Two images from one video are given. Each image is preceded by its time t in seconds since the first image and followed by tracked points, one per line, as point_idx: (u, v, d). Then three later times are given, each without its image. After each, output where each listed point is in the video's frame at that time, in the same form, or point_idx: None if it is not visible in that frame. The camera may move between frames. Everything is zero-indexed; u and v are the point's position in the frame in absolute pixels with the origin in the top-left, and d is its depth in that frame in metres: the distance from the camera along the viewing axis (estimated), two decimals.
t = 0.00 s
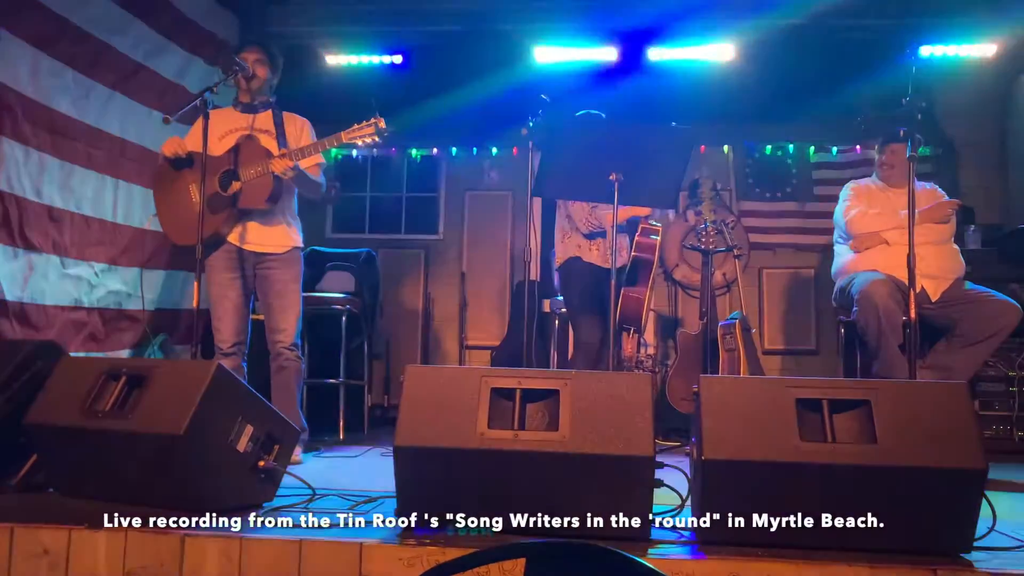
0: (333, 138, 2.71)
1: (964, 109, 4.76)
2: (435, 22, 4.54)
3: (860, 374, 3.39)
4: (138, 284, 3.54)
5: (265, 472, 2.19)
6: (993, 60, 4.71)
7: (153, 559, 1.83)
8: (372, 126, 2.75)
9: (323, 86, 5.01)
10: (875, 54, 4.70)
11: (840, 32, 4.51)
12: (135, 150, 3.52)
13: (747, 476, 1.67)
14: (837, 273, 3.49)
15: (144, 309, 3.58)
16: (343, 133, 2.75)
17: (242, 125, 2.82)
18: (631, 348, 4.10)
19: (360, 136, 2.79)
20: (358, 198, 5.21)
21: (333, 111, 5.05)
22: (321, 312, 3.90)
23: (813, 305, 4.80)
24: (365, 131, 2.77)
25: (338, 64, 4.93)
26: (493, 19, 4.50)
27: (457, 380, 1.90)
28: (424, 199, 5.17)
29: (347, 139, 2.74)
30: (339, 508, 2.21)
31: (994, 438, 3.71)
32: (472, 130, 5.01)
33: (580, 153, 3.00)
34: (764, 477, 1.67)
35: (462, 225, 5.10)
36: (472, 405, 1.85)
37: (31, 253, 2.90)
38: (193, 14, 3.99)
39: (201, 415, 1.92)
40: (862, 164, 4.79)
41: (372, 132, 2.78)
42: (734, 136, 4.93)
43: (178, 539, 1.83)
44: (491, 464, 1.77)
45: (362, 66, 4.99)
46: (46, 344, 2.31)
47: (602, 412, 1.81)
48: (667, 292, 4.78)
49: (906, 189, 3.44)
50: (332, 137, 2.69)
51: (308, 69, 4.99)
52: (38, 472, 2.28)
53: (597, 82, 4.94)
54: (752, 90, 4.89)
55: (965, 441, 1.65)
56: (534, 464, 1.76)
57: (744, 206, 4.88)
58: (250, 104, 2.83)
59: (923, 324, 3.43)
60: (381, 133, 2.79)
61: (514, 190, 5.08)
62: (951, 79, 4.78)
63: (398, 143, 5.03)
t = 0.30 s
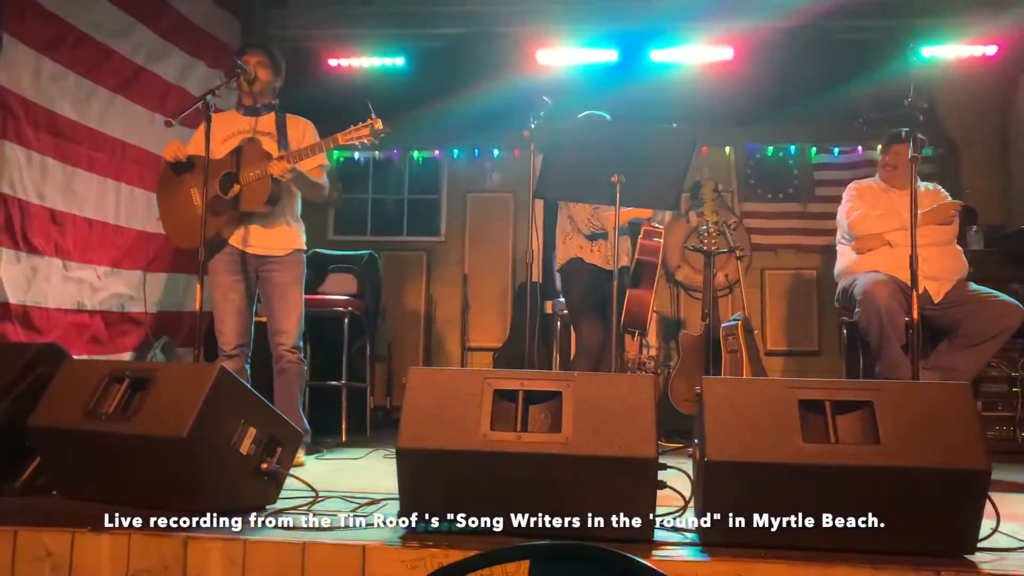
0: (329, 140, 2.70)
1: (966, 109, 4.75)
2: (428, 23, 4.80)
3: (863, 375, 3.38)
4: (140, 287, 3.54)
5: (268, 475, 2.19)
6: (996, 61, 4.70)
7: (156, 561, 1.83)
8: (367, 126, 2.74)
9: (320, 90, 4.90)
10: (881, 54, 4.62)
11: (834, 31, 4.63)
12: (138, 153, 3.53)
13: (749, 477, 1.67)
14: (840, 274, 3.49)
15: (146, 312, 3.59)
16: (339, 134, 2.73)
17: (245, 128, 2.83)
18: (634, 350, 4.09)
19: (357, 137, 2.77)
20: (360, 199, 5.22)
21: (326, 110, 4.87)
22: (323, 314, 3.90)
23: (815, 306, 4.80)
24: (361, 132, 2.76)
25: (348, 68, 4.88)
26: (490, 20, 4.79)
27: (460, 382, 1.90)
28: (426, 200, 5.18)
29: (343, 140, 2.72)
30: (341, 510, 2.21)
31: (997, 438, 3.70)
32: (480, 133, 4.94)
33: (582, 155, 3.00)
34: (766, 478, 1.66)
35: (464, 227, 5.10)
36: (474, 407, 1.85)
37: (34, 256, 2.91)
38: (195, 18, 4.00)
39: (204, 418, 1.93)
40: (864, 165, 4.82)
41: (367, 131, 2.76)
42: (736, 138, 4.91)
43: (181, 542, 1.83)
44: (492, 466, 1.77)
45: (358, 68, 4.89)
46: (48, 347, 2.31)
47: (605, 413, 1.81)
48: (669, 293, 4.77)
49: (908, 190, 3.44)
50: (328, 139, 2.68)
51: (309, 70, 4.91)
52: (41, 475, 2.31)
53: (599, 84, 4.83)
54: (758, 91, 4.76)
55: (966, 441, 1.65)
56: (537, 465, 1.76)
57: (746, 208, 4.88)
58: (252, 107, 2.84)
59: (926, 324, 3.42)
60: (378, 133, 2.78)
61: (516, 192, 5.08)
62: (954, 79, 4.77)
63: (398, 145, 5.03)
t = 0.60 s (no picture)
0: (327, 143, 2.70)
1: (970, 110, 4.73)
2: (431, 25, 4.85)
3: (865, 377, 3.38)
4: (143, 291, 3.55)
5: (271, 478, 2.20)
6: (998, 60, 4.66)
7: (160, 565, 1.83)
8: (364, 129, 2.73)
9: (319, 92, 4.91)
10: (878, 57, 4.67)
11: (835, 32, 4.68)
12: (140, 157, 3.53)
13: (750, 479, 1.66)
14: (842, 275, 3.49)
15: (149, 315, 3.59)
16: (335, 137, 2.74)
17: (248, 132, 2.84)
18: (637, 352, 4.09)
19: (354, 140, 2.77)
20: (362, 202, 5.22)
21: (327, 113, 4.90)
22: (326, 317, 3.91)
23: (817, 307, 4.80)
24: (357, 135, 2.76)
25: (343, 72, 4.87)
26: (494, 23, 4.81)
27: (462, 385, 1.90)
28: (428, 203, 5.18)
29: (340, 143, 2.72)
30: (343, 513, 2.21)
31: (1000, 439, 3.70)
32: (478, 135, 5.00)
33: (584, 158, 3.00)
34: (768, 479, 1.66)
35: (466, 229, 5.10)
36: (476, 408, 1.85)
37: (37, 261, 2.91)
38: (196, 22, 4.01)
39: (207, 421, 1.93)
40: (867, 166, 4.82)
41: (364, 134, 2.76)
42: (737, 140, 4.92)
43: (184, 546, 1.83)
44: (494, 469, 1.77)
45: (358, 72, 4.88)
46: (51, 351, 2.32)
47: (607, 415, 1.81)
48: (671, 295, 4.77)
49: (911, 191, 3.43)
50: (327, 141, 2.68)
51: (309, 72, 4.92)
52: (45, 479, 2.30)
53: (599, 86, 4.90)
54: (760, 93, 4.72)
55: (969, 442, 1.65)
56: (540, 468, 1.75)
57: (748, 209, 4.89)
58: (256, 111, 2.85)
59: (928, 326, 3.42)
60: (374, 136, 2.78)
61: (517, 194, 5.08)
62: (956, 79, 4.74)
63: (398, 148, 5.10)
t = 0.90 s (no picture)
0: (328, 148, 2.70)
1: (972, 111, 4.72)
2: (433, 28, 4.69)
3: (868, 379, 3.37)
4: (145, 295, 3.55)
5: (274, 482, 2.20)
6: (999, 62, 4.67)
7: (162, 569, 1.83)
8: (365, 135, 2.75)
9: (326, 95, 5.04)
10: (877, 60, 4.71)
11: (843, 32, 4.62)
12: (142, 161, 3.54)
13: (753, 481, 1.66)
14: (845, 278, 3.48)
15: (151, 319, 3.59)
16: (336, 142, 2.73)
17: (249, 136, 2.83)
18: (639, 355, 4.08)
19: (355, 146, 2.77)
20: (364, 206, 5.21)
21: (333, 117, 5.00)
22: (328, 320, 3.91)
23: (819, 309, 4.79)
24: (357, 140, 2.76)
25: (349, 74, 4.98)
26: (495, 28, 4.66)
27: (464, 389, 1.90)
28: (429, 207, 5.17)
29: (341, 148, 2.72)
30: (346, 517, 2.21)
31: (1003, 441, 3.70)
32: (478, 139, 5.05)
33: (586, 160, 2.99)
34: (771, 481, 1.65)
35: (467, 232, 5.09)
36: (478, 412, 1.85)
37: (40, 265, 2.91)
38: (199, 26, 4.02)
39: (209, 425, 1.93)
40: (869, 168, 4.79)
41: (364, 140, 2.76)
42: (739, 142, 4.89)
43: (187, 550, 1.83)
44: (497, 472, 1.77)
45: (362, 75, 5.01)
46: (54, 355, 2.32)
47: (610, 419, 1.81)
48: (674, 298, 4.77)
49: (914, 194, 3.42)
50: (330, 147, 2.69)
51: (315, 76, 5.04)
52: (48, 483, 2.30)
53: (598, 90, 4.93)
54: (754, 94, 4.88)
55: (971, 443, 1.64)
56: (543, 472, 1.75)
57: (749, 211, 4.87)
58: (257, 115, 2.84)
59: (931, 327, 3.41)
60: (375, 141, 2.79)
61: (519, 197, 5.06)
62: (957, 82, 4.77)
63: (399, 150, 5.09)
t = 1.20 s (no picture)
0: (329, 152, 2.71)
1: (975, 113, 4.72)
2: (441, 29, 4.68)
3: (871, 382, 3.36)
4: (147, 298, 3.55)
5: (277, 486, 2.22)
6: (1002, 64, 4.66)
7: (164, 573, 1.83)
8: (365, 139, 2.76)
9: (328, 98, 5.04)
10: (881, 62, 4.68)
11: (847, 35, 4.65)
12: (144, 165, 3.54)
13: (758, 484, 1.65)
14: (847, 280, 3.48)
15: (154, 323, 3.60)
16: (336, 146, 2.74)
17: (252, 140, 2.84)
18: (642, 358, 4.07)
19: (355, 149, 2.78)
20: (366, 210, 5.22)
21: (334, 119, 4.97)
22: (331, 324, 3.91)
23: (821, 312, 4.78)
24: (359, 144, 2.77)
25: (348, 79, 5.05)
26: (500, 30, 4.67)
27: (467, 392, 1.90)
28: (432, 210, 5.18)
29: (341, 152, 2.73)
30: (349, 521, 2.21)
31: (1008, 444, 3.68)
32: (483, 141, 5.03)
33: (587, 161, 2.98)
34: (773, 483, 1.65)
35: (469, 235, 5.10)
36: (481, 416, 1.85)
37: (42, 269, 2.92)
38: (201, 30, 4.03)
39: (211, 428, 1.94)
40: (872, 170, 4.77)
41: (364, 143, 2.77)
42: (741, 144, 4.86)
43: (189, 554, 1.82)
44: (499, 475, 1.77)
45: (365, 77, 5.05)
46: (57, 359, 2.33)
47: (613, 423, 1.80)
48: (676, 301, 4.76)
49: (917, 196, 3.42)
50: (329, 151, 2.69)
51: (316, 83, 5.04)
52: (50, 487, 2.30)
53: (598, 91, 4.93)
54: (758, 95, 4.84)
55: (975, 446, 1.64)
56: (545, 475, 1.75)
57: (752, 213, 4.87)
58: (260, 119, 2.84)
59: (933, 330, 3.41)
60: (375, 145, 2.80)
61: (521, 200, 5.06)
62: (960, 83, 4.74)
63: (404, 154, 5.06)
